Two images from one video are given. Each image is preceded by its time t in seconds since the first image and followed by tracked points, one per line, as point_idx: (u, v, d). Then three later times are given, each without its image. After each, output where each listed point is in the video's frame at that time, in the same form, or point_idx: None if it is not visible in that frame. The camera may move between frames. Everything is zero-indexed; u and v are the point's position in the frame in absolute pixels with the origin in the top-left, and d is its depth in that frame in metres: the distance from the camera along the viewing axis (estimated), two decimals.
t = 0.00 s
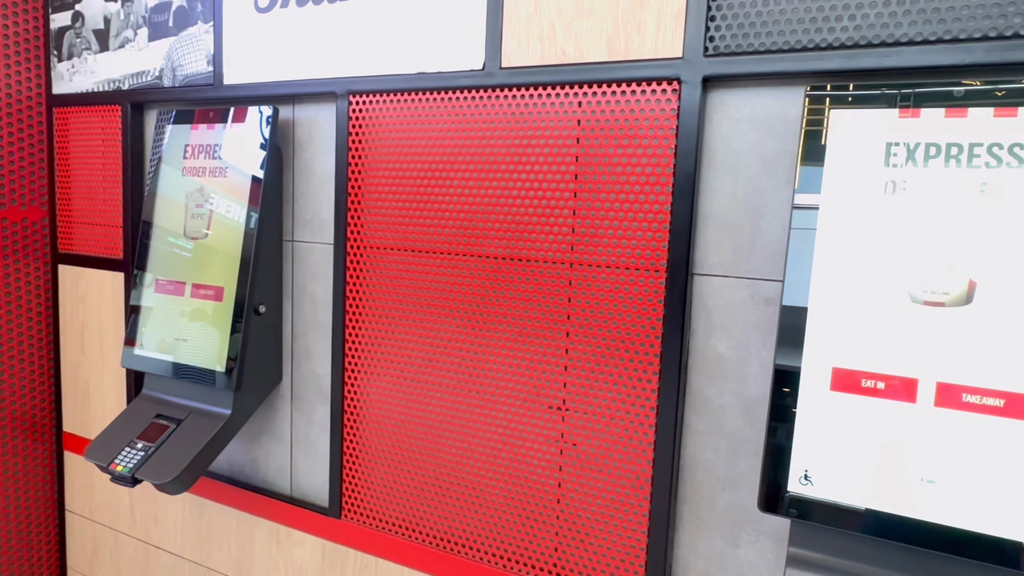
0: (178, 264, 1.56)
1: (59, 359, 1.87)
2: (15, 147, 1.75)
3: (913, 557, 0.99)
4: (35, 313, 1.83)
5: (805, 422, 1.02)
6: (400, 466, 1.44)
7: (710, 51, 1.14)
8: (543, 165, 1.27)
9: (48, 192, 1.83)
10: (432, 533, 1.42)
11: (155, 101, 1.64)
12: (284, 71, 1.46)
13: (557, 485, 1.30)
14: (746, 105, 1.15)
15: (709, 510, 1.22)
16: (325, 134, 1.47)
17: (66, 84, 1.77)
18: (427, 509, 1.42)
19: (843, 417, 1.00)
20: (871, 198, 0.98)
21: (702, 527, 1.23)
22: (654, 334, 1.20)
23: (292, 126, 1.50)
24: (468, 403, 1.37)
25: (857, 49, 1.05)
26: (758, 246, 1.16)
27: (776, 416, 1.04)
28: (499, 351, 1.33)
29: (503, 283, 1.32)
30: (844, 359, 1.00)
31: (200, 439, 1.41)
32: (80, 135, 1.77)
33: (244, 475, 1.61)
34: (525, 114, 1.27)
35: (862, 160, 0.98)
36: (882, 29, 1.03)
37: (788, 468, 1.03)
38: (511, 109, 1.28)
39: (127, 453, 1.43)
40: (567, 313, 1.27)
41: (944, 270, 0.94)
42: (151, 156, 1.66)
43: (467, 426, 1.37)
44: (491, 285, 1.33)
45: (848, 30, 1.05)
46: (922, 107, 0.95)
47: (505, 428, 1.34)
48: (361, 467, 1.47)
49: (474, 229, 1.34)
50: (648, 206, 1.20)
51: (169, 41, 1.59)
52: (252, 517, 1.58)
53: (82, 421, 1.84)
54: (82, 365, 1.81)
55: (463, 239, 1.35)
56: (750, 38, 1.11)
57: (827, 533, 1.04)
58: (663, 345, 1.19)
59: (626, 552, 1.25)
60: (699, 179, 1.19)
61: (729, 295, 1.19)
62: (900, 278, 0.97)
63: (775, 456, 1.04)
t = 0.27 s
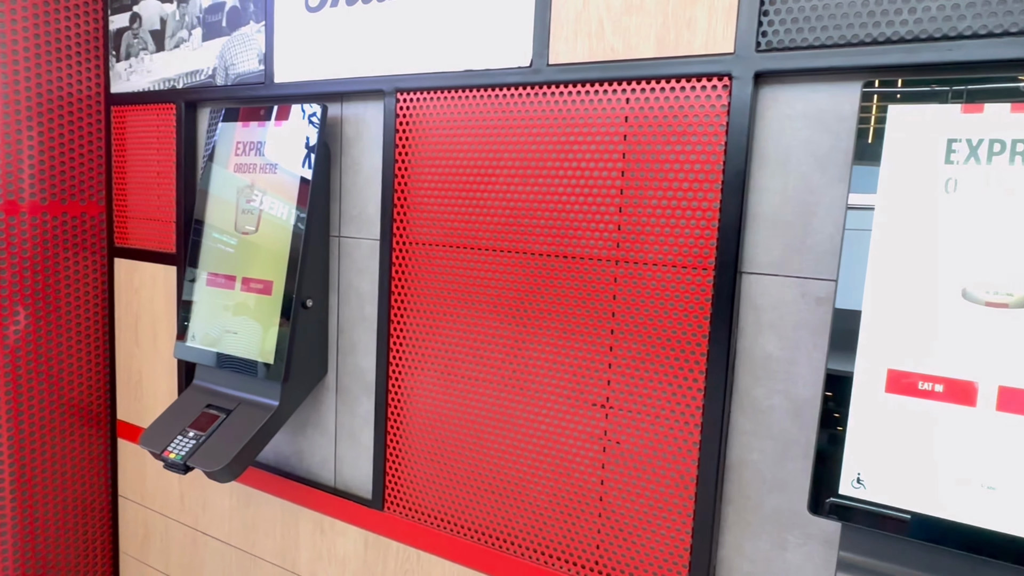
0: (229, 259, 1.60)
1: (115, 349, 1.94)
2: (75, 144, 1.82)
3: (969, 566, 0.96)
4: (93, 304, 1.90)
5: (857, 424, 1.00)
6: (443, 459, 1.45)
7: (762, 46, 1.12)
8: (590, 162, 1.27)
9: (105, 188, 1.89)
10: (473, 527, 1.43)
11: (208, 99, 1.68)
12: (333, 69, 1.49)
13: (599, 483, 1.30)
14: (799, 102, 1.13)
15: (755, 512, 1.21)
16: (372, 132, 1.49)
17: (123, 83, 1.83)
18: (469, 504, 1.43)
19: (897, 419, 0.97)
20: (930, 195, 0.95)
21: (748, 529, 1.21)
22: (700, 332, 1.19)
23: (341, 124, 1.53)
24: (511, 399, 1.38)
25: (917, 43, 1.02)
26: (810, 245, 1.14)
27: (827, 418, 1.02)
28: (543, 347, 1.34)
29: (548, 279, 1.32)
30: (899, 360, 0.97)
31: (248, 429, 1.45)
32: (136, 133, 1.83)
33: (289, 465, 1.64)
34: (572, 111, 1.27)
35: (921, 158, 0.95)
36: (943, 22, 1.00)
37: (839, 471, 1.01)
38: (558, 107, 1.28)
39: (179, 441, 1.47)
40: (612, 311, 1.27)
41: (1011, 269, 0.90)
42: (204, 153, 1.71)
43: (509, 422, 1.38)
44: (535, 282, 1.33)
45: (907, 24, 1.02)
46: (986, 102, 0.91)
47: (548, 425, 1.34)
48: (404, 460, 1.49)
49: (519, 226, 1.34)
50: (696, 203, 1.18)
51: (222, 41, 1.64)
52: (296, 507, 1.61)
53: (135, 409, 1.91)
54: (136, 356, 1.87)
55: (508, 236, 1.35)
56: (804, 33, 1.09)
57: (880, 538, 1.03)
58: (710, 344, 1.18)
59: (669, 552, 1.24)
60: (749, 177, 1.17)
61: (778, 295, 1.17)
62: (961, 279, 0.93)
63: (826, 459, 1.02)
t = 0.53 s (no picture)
0: (288, 254, 1.64)
1: (176, 341, 2.01)
2: (141, 143, 1.89)
3: None
4: (156, 297, 1.96)
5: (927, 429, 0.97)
6: (495, 455, 1.46)
7: (830, 40, 1.09)
8: (648, 160, 1.26)
9: (168, 185, 1.96)
10: (524, 524, 1.44)
11: (269, 98, 1.72)
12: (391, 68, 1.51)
13: (653, 483, 1.29)
14: (869, 97, 1.10)
15: (815, 517, 1.18)
16: (428, 129, 1.51)
17: (187, 84, 1.89)
18: (521, 500, 1.44)
19: (970, 426, 0.93)
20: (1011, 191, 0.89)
21: (807, 534, 1.19)
22: (760, 333, 1.17)
23: (397, 122, 1.55)
24: (564, 396, 1.38)
25: (997, 36, 0.98)
26: (878, 244, 1.10)
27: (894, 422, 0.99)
28: (598, 345, 1.33)
29: (603, 277, 1.32)
30: (974, 364, 0.93)
31: (306, 421, 1.48)
32: (199, 131, 1.89)
33: (343, 457, 1.67)
34: (630, 108, 1.26)
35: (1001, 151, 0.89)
36: None
37: (907, 477, 0.98)
38: (616, 104, 1.28)
39: (240, 430, 1.52)
40: (668, 309, 1.25)
41: None
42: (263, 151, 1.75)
43: (562, 419, 1.38)
44: (590, 280, 1.33)
45: (987, 15, 0.98)
46: None
47: (601, 423, 1.34)
48: (456, 454, 1.51)
49: (575, 224, 1.34)
50: (758, 201, 1.16)
51: (282, 41, 1.68)
52: (349, 498, 1.65)
53: (195, 399, 1.97)
54: (197, 347, 1.94)
55: (563, 234, 1.35)
56: (874, 27, 1.06)
57: (949, 548, 0.99)
58: (771, 345, 1.16)
59: (723, 554, 1.23)
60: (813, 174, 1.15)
61: (843, 295, 1.14)
62: None
63: (893, 465, 0.99)
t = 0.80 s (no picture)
0: (342, 246, 1.65)
1: (234, 330, 2.05)
2: (203, 136, 1.93)
3: None
4: (216, 287, 2.01)
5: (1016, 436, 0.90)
6: (549, 450, 1.45)
7: (913, 24, 1.04)
8: (713, 151, 1.22)
9: (228, 177, 2.00)
10: (578, 520, 1.42)
11: (327, 91, 1.74)
12: (449, 59, 1.50)
13: (713, 483, 1.25)
14: (954, 83, 1.03)
15: (889, 525, 1.13)
16: (484, 122, 1.50)
17: (248, 78, 1.93)
18: (575, 496, 1.42)
19: None
20: None
21: (878, 543, 1.14)
22: (831, 331, 1.12)
23: (454, 114, 1.54)
24: (621, 393, 1.35)
25: None
26: (963, 239, 1.04)
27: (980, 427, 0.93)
28: (657, 341, 1.30)
29: (664, 271, 1.28)
30: None
31: (361, 411, 1.49)
32: (258, 125, 1.92)
33: (396, 449, 1.68)
34: (695, 98, 1.23)
35: None
36: None
37: (994, 486, 0.91)
38: (680, 93, 1.24)
39: (297, 420, 1.54)
40: (732, 305, 1.22)
41: None
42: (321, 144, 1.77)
43: (619, 416, 1.35)
44: (651, 274, 1.30)
45: None
46: None
47: (659, 421, 1.31)
48: (509, 449, 1.50)
49: (635, 216, 1.31)
50: (830, 193, 1.11)
51: (341, 35, 1.69)
52: (402, 490, 1.65)
53: (252, 388, 2.01)
54: (254, 337, 1.98)
55: (623, 226, 1.32)
56: (962, 8, 1.00)
57: None
58: (843, 344, 1.11)
59: (787, 559, 1.19)
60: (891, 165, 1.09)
61: (922, 292, 1.08)
62: None
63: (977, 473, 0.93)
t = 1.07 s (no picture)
0: (405, 236, 1.63)
1: (298, 319, 2.07)
2: (270, 125, 1.95)
3: None
4: (280, 276, 2.03)
5: None
6: (615, 450, 1.39)
7: None
8: (800, 134, 1.13)
9: (293, 166, 2.01)
10: (645, 524, 1.35)
11: (390, 79, 1.72)
12: (515, 43, 1.46)
13: (794, 491, 1.17)
14: None
15: (994, 544, 1.00)
16: (551, 108, 1.45)
17: (314, 67, 1.93)
18: (642, 499, 1.36)
19: None
20: None
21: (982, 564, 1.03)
22: (932, 331, 1.02)
23: (520, 100, 1.50)
24: (694, 392, 1.28)
25: None
26: None
27: None
28: (734, 338, 1.22)
29: (743, 264, 1.20)
30: None
31: (422, 404, 1.46)
32: (323, 114, 1.92)
33: (456, 442, 1.66)
34: (781, 77, 1.14)
35: None
36: None
37: None
38: (764, 73, 1.16)
39: (357, 410, 1.51)
40: (818, 301, 1.13)
41: None
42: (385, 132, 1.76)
43: (692, 416, 1.28)
44: (728, 266, 1.22)
45: None
46: None
47: (735, 423, 1.23)
48: (573, 447, 1.45)
49: (712, 205, 1.23)
50: (934, 178, 1.01)
51: (406, 21, 1.66)
52: (462, 484, 1.63)
53: (314, 377, 2.02)
54: (317, 326, 1.99)
55: (698, 216, 1.25)
56: None
57: None
58: (946, 344, 1.01)
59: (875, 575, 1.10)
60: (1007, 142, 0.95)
61: None
62: None
63: None
